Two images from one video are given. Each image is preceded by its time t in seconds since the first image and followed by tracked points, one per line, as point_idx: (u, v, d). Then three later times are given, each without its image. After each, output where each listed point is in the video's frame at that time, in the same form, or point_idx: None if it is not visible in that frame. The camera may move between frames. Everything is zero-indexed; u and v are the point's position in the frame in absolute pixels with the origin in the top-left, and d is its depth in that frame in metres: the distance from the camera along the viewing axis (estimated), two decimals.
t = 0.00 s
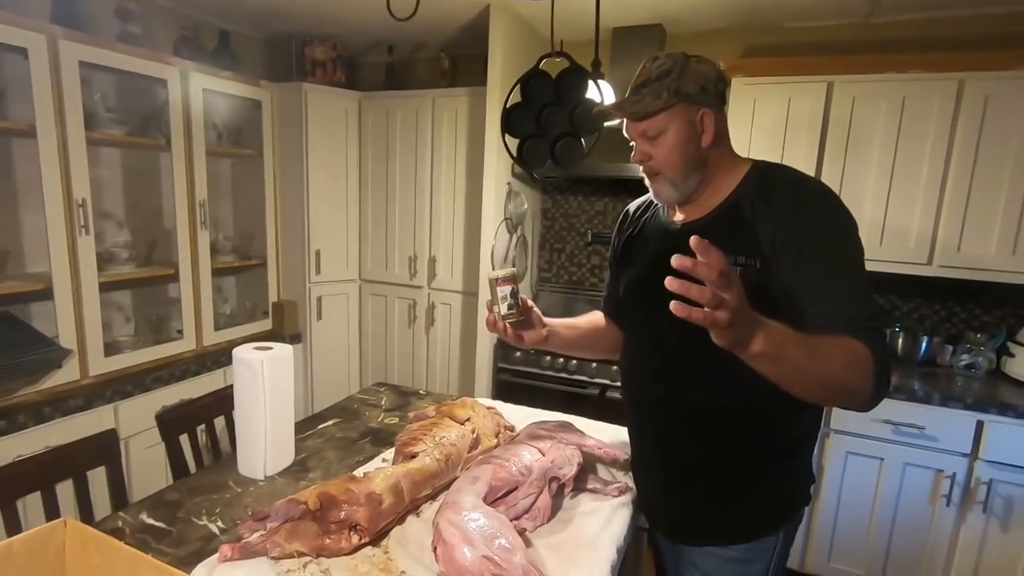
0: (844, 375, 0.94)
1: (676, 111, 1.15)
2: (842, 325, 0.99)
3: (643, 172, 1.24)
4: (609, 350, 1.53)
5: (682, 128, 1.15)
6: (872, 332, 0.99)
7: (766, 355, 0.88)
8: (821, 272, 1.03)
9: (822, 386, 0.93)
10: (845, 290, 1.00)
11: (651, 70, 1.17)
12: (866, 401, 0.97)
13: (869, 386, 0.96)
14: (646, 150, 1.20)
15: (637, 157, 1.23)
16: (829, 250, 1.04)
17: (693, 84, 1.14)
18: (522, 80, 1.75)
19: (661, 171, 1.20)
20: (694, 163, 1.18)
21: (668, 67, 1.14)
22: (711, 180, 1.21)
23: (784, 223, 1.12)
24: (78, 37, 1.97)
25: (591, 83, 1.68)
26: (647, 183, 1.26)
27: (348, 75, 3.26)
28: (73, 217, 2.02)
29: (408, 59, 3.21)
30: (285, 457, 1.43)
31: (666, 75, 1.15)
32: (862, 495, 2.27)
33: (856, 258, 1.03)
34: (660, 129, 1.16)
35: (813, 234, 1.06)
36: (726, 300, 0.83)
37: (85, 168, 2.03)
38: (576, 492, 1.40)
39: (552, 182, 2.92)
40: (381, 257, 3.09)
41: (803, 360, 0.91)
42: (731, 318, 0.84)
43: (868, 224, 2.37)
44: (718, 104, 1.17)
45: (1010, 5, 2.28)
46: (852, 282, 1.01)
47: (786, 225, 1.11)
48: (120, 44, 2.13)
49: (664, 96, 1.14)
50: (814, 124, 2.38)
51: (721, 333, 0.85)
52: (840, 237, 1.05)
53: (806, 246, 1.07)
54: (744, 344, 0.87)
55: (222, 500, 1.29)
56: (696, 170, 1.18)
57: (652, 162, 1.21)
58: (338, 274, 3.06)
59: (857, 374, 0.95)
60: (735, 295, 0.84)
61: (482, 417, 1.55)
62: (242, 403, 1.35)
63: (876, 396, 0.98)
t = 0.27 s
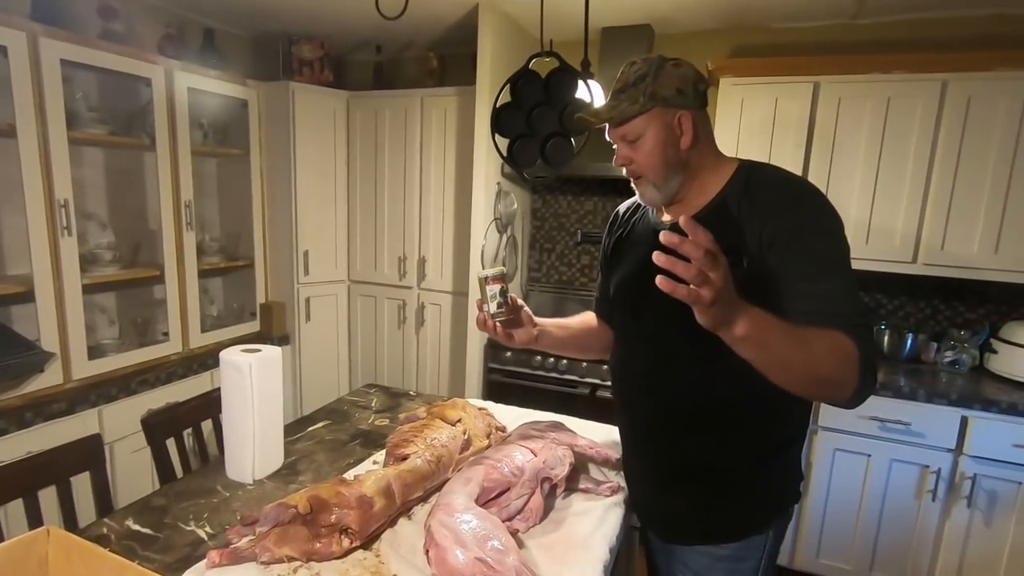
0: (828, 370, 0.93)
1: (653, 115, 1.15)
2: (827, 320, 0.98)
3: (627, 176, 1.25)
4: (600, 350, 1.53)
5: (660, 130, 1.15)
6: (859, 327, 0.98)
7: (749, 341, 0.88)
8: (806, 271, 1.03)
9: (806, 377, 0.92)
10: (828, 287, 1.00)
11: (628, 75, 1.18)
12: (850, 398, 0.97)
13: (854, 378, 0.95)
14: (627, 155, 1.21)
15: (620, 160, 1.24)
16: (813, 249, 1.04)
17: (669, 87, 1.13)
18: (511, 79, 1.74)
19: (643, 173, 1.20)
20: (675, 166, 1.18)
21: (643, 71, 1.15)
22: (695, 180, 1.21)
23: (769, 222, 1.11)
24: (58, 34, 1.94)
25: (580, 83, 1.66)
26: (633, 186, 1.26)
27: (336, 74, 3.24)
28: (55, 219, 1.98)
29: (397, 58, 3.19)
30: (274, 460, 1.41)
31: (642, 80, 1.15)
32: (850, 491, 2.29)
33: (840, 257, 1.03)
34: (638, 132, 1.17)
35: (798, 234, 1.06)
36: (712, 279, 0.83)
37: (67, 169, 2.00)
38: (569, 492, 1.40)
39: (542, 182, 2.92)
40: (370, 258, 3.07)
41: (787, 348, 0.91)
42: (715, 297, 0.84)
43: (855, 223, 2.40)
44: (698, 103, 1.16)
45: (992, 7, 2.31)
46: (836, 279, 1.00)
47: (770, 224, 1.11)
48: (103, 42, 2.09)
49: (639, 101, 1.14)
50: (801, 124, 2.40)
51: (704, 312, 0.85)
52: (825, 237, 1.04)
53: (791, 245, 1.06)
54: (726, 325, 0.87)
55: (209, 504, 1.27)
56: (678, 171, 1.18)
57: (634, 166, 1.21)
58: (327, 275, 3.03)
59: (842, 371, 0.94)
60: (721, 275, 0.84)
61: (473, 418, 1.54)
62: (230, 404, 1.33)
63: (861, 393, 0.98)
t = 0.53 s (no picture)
0: (801, 376, 0.92)
1: (638, 120, 1.13)
2: (808, 321, 0.97)
3: (616, 183, 1.23)
4: (593, 351, 1.53)
5: (647, 134, 1.14)
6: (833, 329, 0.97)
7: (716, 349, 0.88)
8: (792, 270, 1.02)
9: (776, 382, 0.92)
10: (814, 288, 0.99)
11: (610, 81, 1.16)
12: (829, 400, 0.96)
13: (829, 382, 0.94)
14: (615, 162, 1.19)
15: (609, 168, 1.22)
16: (799, 248, 1.03)
17: (653, 91, 1.12)
18: (502, 76, 1.73)
19: (634, 179, 1.18)
20: (665, 169, 1.16)
21: (625, 77, 1.13)
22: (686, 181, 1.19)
23: (756, 220, 1.11)
24: (40, 26, 1.89)
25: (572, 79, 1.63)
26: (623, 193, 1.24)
27: (326, 70, 3.21)
28: (37, 214, 1.94)
29: (387, 54, 3.17)
30: (263, 460, 1.39)
31: (625, 86, 1.14)
32: (839, 488, 2.30)
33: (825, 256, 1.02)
34: (625, 138, 1.15)
35: (784, 232, 1.05)
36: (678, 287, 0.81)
37: (49, 164, 1.96)
38: (561, 491, 1.39)
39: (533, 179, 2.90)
40: (361, 255, 3.04)
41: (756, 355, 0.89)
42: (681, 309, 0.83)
43: (845, 222, 2.40)
44: (682, 105, 1.15)
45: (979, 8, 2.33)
46: (821, 280, 1.00)
47: (758, 222, 1.10)
48: (88, 35, 2.05)
49: (625, 106, 1.12)
50: (793, 122, 2.40)
51: (670, 323, 0.83)
52: (811, 236, 1.04)
53: (777, 243, 1.06)
54: (692, 334, 0.86)
55: (196, 505, 1.25)
56: (668, 174, 1.17)
57: (623, 172, 1.19)
58: (316, 272, 3.00)
59: (815, 376, 0.93)
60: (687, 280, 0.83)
61: (465, 416, 1.53)
62: (217, 402, 1.31)
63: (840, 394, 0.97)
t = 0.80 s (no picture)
0: (743, 422, 0.98)
1: (649, 107, 1.10)
2: (775, 337, 1.00)
3: (615, 174, 1.17)
4: (585, 357, 1.53)
5: (656, 124, 1.11)
6: (792, 347, 0.99)
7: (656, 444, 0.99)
8: (773, 277, 1.03)
9: (722, 438, 0.99)
10: (788, 297, 1.00)
11: (619, 66, 1.12)
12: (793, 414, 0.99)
13: (785, 405, 0.98)
14: (620, 149, 1.14)
15: (609, 156, 1.16)
16: (781, 254, 1.03)
17: (664, 80, 1.10)
18: (496, 76, 1.72)
19: (638, 169, 1.14)
20: (670, 161, 1.14)
21: (639, 64, 1.10)
22: (683, 177, 1.18)
23: (743, 224, 1.10)
24: (28, 22, 1.87)
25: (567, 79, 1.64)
26: (620, 185, 1.19)
27: (319, 69, 3.20)
28: (25, 214, 1.92)
29: (380, 53, 3.16)
30: (255, 463, 1.38)
31: (637, 71, 1.10)
32: (831, 487, 2.31)
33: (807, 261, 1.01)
34: (634, 125, 1.11)
35: (768, 237, 1.05)
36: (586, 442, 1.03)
37: (38, 163, 1.93)
38: (554, 492, 1.38)
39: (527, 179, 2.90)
40: (354, 255, 3.03)
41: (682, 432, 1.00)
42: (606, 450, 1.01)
43: (836, 223, 2.42)
44: (686, 101, 1.14)
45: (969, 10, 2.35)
46: (797, 288, 1.00)
47: (745, 226, 1.10)
48: (78, 32, 2.03)
49: (638, 90, 1.08)
50: (785, 123, 2.41)
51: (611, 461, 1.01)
52: (794, 240, 1.03)
53: (761, 248, 1.06)
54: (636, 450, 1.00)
55: (187, 508, 1.24)
56: (671, 167, 1.15)
57: (627, 162, 1.15)
58: (309, 272, 2.99)
59: (759, 411, 0.98)
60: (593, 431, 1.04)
61: (459, 417, 1.52)
62: (209, 404, 1.30)
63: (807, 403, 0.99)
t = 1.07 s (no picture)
0: (777, 424, 0.94)
1: (674, 92, 1.16)
2: (790, 334, 0.99)
3: (638, 156, 1.18)
4: (583, 355, 1.53)
5: (680, 108, 1.16)
6: (809, 342, 0.97)
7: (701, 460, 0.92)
8: (784, 274, 1.02)
9: (760, 442, 0.94)
10: (799, 295, 1.00)
11: (641, 56, 1.17)
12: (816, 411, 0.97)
13: (808, 402, 0.95)
14: (647, 129, 1.16)
15: (633, 139, 1.17)
16: (791, 251, 1.03)
17: (683, 72, 1.18)
18: (495, 74, 1.72)
19: (664, 151, 1.16)
20: (690, 147, 1.18)
21: (661, 53, 1.16)
22: (700, 166, 1.22)
23: (751, 222, 1.10)
24: (24, 19, 1.86)
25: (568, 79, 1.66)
26: (639, 170, 1.20)
27: (316, 68, 3.19)
28: (20, 212, 1.90)
29: (378, 52, 3.15)
30: (252, 462, 1.37)
31: (660, 60, 1.16)
32: (828, 487, 2.32)
33: (816, 258, 1.01)
34: (662, 106, 1.15)
35: (778, 235, 1.05)
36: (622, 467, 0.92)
37: (33, 161, 1.92)
38: (553, 492, 1.38)
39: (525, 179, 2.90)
40: (351, 255, 3.02)
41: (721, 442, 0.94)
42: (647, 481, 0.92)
43: (834, 223, 2.42)
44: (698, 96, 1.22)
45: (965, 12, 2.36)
46: (808, 285, 1.00)
47: (753, 225, 1.10)
48: (74, 30, 2.02)
49: (667, 73, 1.14)
50: (783, 124, 2.41)
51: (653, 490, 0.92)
52: (802, 239, 1.03)
53: (771, 245, 1.05)
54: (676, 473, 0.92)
55: (184, 508, 1.23)
56: (693, 152, 1.18)
57: (653, 142, 1.16)
58: (306, 272, 2.98)
59: (793, 410, 0.95)
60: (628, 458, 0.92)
61: (457, 417, 1.51)
62: (206, 405, 1.29)
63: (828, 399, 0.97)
